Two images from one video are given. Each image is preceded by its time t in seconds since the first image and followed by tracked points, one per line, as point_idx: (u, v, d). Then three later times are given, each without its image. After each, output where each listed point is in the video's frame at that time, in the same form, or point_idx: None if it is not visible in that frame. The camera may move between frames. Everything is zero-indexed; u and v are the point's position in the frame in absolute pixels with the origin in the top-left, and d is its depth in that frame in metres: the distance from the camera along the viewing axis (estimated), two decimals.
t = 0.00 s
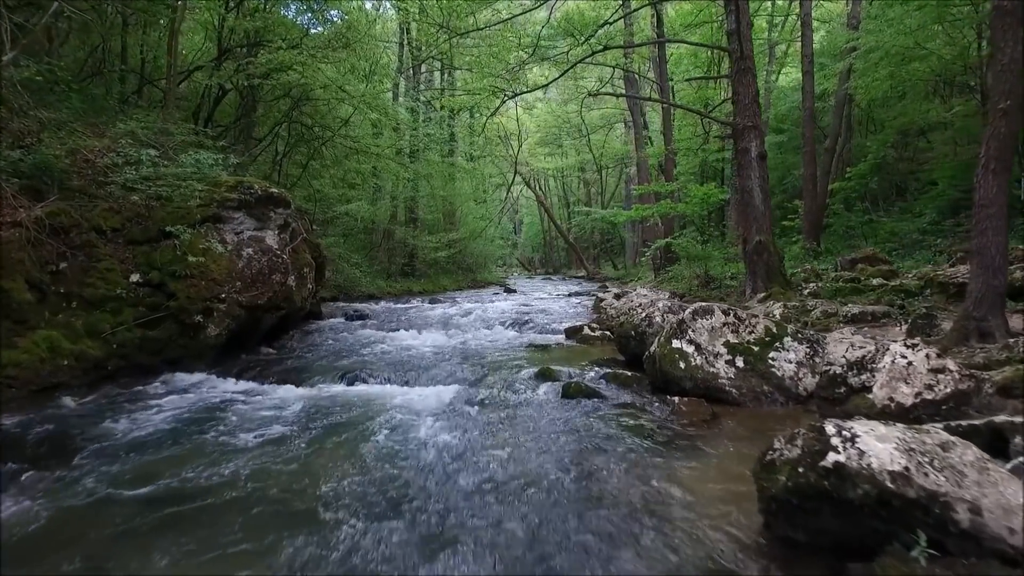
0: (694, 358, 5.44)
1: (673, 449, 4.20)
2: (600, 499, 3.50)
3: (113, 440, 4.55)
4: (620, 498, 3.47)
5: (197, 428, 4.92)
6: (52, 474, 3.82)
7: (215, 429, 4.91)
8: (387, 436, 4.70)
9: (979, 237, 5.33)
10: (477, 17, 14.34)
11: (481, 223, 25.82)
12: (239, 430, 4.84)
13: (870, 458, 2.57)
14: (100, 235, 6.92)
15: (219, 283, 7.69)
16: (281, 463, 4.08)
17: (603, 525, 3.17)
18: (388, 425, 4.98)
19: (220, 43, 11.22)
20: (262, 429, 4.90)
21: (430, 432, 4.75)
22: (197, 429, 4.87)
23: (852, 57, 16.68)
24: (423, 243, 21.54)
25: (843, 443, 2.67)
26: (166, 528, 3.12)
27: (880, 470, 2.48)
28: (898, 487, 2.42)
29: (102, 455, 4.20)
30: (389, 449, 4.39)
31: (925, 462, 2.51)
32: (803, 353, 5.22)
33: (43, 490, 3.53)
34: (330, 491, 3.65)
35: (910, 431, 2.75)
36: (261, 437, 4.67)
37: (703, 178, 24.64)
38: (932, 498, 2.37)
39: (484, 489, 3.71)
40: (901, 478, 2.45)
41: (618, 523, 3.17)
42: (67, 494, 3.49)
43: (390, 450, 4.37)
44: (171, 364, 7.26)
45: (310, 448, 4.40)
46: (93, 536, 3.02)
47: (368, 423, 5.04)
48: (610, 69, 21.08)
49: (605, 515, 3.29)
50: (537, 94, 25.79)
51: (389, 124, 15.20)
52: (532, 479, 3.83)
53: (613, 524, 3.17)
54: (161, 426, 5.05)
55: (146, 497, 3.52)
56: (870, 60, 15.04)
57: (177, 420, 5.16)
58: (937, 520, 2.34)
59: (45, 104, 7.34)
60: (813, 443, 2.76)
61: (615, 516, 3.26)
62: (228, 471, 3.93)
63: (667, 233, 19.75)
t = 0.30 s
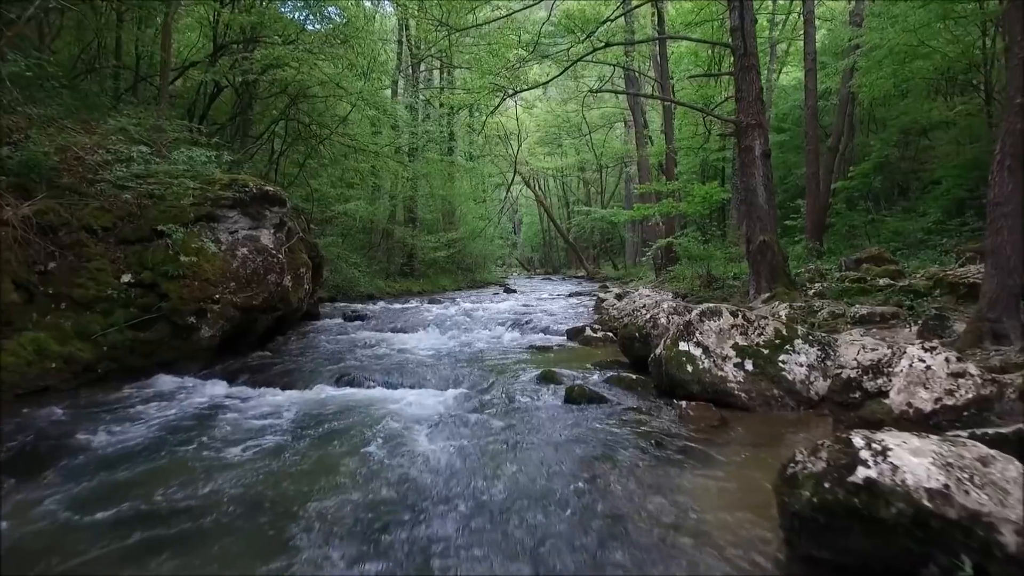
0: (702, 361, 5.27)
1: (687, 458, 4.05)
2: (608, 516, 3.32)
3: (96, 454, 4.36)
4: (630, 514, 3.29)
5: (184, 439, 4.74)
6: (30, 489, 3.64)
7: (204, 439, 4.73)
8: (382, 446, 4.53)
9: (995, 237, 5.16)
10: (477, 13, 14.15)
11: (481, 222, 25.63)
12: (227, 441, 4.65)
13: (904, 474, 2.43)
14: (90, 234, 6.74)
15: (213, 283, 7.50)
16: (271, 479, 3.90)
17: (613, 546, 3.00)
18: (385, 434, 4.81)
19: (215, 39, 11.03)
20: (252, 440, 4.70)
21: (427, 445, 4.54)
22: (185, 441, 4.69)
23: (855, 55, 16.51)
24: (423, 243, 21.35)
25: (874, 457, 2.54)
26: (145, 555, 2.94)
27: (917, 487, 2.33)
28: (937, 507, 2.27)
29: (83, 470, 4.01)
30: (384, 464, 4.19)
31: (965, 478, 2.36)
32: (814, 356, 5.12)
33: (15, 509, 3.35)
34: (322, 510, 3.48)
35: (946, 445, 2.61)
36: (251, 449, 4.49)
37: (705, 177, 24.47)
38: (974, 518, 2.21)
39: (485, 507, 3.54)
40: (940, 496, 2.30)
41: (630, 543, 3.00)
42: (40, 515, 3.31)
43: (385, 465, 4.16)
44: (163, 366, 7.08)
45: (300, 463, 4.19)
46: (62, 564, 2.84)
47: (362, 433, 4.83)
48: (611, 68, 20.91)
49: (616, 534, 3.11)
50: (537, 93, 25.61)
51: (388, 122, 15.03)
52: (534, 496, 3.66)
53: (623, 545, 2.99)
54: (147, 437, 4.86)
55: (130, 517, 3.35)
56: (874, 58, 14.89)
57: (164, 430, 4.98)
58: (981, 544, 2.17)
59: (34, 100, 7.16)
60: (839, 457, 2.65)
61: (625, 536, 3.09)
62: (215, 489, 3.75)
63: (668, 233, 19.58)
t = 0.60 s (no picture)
0: (708, 364, 5.12)
1: (697, 466, 3.93)
2: (615, 533, 3.18)
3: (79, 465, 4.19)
4: (641, 530, 3.15)
5: (172, 448, 4.58)
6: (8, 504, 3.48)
7: (193, 449, 4.56)
8: (378, 457, 4.38)
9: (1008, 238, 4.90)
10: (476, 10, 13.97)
11: (480, 222, 25.48)
12: (216, 452, 4.47)
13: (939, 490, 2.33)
14: (81, 233, 6.61)
15: (207, 283, 7.36)
16: (262, 493, 3.75)
17: (622, 566, 2.86)
18: (381, 443, 4.66)
19: (211, 36, 10.88)
20: (242, 450, 4.52)
21: (424, 459, 4.36)
22: (173, 450, 4.53)
23: (858, 53, 16.35)
24: (422, 243, 21.19)
25: (906, 472, 2.45)
26: None
27: (953, 505, 2.23)
28: (977, 528, 2.15)
29: (64, 483, 3.84)
30: (378, 479, 4.00)
31: (1006, 496, 2.27)
32: (825, 359, 4.93)
33: None
34: (314, 528, 3.32)
35: (981, 459, 2.53)
36: (241, 459, 4.33)
37: (706, 177, 24.31)
38: (1018, 542, 2.11)
39: (486, 523, 3.39)
40: (980, 516, 2.19)
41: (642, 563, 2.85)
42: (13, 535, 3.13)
43: (380, 480, 3.98)
44: (156, 369, 6.90)
45: (291, 477, 4.01)
46: None
47: (357, 444, 4.65)
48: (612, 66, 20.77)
49: (625, 552, 2.97)
50: (537, 92, 25.43)
51: (387, 121, 14.87)
52: (537, 510, 3.52)
53: (634, 565, 2.85)
54: (134, 446, 4.70)
55: (115, 535, 3.20)
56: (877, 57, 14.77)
57: (152, 438, 4.81)
58: None
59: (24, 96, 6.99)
60: (866, 472, 2.56)
61: (635, 554, 2.95)
62: (203, 503, 3.59)
63: (669, 233, 19.40)
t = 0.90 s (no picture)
0: (717, 368, 4.94)
1: (709, 476, 3.77)
2: (626, 552, 2.99)
3: (60, 473, 3.98)
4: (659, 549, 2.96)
5: (158, 457, 4.37)
6: None
7: (181, 459, 4.35)
8: (375, 468, 4.18)
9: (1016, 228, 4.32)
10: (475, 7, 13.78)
11: (479, 221, 25.32)
12: (203, 464, 4.24)
13: (985, 513, 2.28)
14: (71, 232, 6.42)
15: (200, 284, 7.18)
16: (252, 507, 3.55)
17: None
18: (378, 453, 4.46)
19: (206, 31, 10.69)
20: (230, 462, 4.28)
21: (422, 472, 4.13)
22: (160, 459, 4.32)
23: (861, 51, 16.19)
24: (420, 243, 21.00)
25: (947, 493, 2.43)
26: None
27: (1001, 530, 2.17)
28: None
29: (43, 493, 3.63)
30: (374, 495, 3.76)
31: None
32: (837, 362, 4.75)
33: None
34: (306, 546, 3.11)
35: None
36: (232, 470, 4.13)
37: (707, 176, 24.12)
38: None
39: (489, 540, 3.20)
40: None
41: None
42: None
43: (376, 496, 3.75)
44: (148, 372, 6.69)
45: (282, 491, 3.78)
46: None
47: (352, 455, 4.42)
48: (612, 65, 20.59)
49: (635, 571, 2.80)
50: (536, 91, 25.24)
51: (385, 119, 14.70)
52: (542, 526, 3.33)
53: None
54: (119, 455, 4.48)
55: (96, 552, 3.03)
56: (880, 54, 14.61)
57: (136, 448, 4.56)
58: None
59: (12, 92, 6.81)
60: (902, 491, 2.57)
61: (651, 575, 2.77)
62: (189, 518, 3.39)
63: (671, 232, 19.24)
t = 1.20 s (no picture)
0: (724, 371, 4.79)
1: (718, 484, 3.60)
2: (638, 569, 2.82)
3: (41, 481, 3.77)
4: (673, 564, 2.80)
5: (145, 467, 4.17)
6: None
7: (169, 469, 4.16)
8: (372, 480, 4.00)
9: None
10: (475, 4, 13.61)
11: (479, 221, 25.18)
12: (191, 476, 4.03)
13: None
14: (61, 232, 6.25)
15: (193, 284, 7.01)
16: (243, 523, 3.36)
17: None
18: (375, 463, 4.28)
19: (201, 27, 10.51)
20: (220, 474, 4.07)
21: (420, 486, 3.93)
22: (148, 469, 4.12)
23: (864, 50, 16.04)
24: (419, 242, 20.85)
25: (989, 514, 2.31)
26: None
27: None
28: None
29: (24, 503, 3.42)
30: (370, 511, 3.55)
31: None
32: (848, 365, 4.61)
33: None
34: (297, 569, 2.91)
35: None
36: (223, 483, 3.94)
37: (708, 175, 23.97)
38: None
39: (494, 559, 3.01)
40: None
41: None
42: None
43: (371, 512, 3.54)
44: (141, 374, 6.52)
45: (273, 506, 3.57)
46: None
47: (348, 467, 4.22)
48: (613, 64, 20.44)
49: None
50: (536, 90, 25.09)
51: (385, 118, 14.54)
52: (549, 540, 3.16)
53: None
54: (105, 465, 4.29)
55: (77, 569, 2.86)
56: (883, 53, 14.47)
57: (121, 456, 4.36)
58: None
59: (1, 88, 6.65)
60: (937, 510, 2.47)
61: None
62: (177, 535, 3.20)
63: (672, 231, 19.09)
